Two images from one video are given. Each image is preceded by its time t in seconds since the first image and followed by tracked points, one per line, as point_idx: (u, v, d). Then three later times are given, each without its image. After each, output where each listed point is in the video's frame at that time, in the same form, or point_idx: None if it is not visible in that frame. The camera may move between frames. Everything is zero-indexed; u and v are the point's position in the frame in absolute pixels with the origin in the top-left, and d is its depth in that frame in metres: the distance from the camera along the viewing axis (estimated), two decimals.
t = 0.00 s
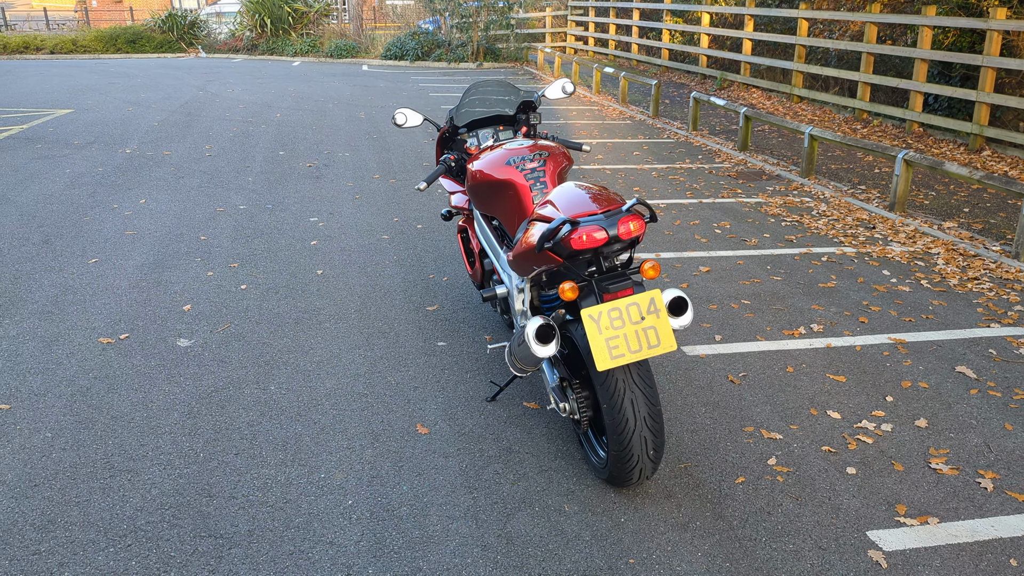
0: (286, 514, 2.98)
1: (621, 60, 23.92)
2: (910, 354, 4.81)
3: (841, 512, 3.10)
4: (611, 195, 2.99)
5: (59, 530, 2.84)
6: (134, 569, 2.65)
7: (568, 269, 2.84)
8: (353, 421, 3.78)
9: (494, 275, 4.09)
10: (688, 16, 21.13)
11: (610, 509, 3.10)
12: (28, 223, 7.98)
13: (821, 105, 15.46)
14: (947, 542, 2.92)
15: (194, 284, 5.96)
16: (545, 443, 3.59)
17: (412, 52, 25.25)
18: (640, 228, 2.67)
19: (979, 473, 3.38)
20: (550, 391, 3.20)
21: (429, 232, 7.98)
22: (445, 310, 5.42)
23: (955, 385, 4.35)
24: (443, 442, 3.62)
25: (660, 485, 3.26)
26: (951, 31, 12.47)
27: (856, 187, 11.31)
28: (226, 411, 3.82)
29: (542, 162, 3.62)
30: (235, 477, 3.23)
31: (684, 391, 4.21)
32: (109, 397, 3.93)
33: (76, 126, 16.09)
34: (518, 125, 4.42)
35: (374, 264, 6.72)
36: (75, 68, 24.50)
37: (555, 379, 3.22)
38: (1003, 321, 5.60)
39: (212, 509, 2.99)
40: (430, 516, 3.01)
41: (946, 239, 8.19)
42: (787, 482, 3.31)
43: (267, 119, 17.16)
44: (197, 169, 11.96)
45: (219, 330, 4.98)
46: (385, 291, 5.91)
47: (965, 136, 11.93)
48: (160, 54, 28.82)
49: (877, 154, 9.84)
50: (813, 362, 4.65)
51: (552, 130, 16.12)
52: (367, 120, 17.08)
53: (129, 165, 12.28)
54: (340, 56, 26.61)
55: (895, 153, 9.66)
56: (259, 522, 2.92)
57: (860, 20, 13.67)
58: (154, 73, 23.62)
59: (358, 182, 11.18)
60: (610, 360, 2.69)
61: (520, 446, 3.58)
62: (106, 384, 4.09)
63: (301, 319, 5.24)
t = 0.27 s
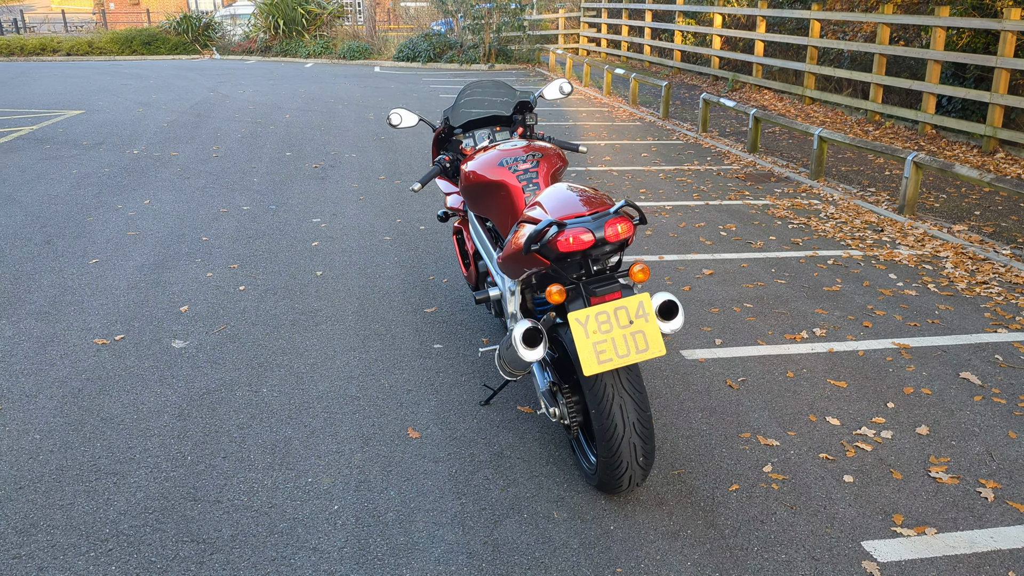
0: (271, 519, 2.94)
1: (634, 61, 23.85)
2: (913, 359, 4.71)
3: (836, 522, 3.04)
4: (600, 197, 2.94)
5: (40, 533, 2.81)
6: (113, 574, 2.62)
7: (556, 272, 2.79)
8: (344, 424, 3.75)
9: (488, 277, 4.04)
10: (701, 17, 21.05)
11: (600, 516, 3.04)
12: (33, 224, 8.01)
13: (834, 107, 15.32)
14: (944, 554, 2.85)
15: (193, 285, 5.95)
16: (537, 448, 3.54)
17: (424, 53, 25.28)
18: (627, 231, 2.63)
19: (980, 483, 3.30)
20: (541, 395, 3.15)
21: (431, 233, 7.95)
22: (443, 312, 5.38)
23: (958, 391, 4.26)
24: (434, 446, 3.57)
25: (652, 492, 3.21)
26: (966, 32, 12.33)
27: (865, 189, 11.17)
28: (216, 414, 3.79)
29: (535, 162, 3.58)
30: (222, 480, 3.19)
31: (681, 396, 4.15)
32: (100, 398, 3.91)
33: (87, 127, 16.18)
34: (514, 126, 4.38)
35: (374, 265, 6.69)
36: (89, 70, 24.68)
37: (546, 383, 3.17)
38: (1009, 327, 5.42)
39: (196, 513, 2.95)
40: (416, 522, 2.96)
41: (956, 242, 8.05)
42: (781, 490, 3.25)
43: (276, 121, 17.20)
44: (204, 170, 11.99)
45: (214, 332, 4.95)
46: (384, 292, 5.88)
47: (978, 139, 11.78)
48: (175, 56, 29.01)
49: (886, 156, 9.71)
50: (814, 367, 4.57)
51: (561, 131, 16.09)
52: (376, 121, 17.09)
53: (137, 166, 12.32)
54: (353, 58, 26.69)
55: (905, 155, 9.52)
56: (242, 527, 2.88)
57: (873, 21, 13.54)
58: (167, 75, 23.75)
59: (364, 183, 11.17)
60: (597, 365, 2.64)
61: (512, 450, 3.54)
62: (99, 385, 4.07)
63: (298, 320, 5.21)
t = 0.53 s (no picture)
0: (252, 528, 2.90)
1: (646, 64, 23.79)
2: (914, 368, 4.61)
3: (826, 535, 2.98)
4: (586, 204, 2.90)
5: (19, 541, 2.78)
6: None
7: (540, 279, 2.74)
8: (333, 431, 3.71)
9: (480, 283, 3.99)
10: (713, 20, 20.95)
11: (586, 526, 3.00)
12: (36, 226, 8.04)
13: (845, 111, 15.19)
14: (936, 570, 2.78)
15: (191, 289, 5.95)
16: (526, 457, 3.50)
17: (436, 56, 25.30)
18: (612, 238, 2.58)
19: (977, 496, 3.23)
20: (528, 403, 3.11)
21: (432, 236, 7.92)
22: (439, 317, 5.34)
23: (959, 401, 4.17)
24: (423, 454, 3.53)
25: (640, 503, 3.16)
26: (979, 36, 12.19)
27: (873, 194, 11.02)
28: (205, 420, 3.77)
29: (525, 166, 3.54)
30: (206, 488, 3.16)
31: (675, 404, 4.09)
32: (90, 403, 3.90)
33: (96, 129, 16.28)
34: (508, 130, 4.34)
35: (373, 269, 6.66)
36: (103, 72, 24.87)
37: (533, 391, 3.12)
38: (1013, 335, 5.26)
39: (177, 521, 2.92)
40: (398, 531, 2.92)
41: (964, 248, 7.91)
42: (772, 502, 3.19)
43: (285, 123, 17.24)
44: (210, 173, 12.02)
45: (209, 336, 4.94)
46: (381, 296, 5.85)
47: (990, 143, 11.64)
48: (190, 58, 29.19)
49: (894, 160, 9.57)
50: (812, 375, 4.50)
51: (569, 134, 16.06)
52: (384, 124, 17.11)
53: (143, 168, 12.36)
54: (366, 61, 26.76)
55: (913, 159, 9.37)
56: (223, 536, 2.85)
57: (884, 24, 13.43)
58: (179, 77, 23.87)
59: (368, 186, 11.16)
60: (581, 374, 2.58)
61: (500, 459, 3.49)
62: (89, 390, 4.06)
63: (293, 325, 5.19)
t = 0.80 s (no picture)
0: (237, 536, 2.87)
1: (659, 69, 23.73)
2: (916, 378, 4.52)
3: (818, 549, 2.92)
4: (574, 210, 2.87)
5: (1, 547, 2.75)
6: None
7: (526, 286, 2.71)
8: (323, 438, 3.68)
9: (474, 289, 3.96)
10: (726, 25, 20.87)
11: (574, 537, 2.96)
12: (41, 229, 8.07)
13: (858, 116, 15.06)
14: None
15: (191, 293, 5.95)
16: (516, 466, 3.46)
17: (448, 60, 25.35)
18: (597, 245, 2.55)
19: (974, 510, 3.16)
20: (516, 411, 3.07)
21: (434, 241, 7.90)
22: (437, 323, 5.31)
23: (961, 412, 4.09)
24: (412, 461, 3.50)
25: (629, 514, 3.11)
26: (993, 40, 12.06)
27: (883, 200, 10.87)
28: (196, 425, 3.74)
29: (517, 172, 3.52)
30: (193, 494, 3.13)
31: (671, 414, 4.04)
32: (82, 407, 3.88)
33: (107, 132, 16.38)
34: (504, 135, 4.31)
35: (374, 273, 6.64)
36: (117, 75, 25.07)
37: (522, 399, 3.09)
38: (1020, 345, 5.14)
39: (161, 528, 2.89)
40: (384, 541, 2.89)
41: (973, 256, 7.79)
42: (765, 514, 3.14)
43: (295, 127, 17.29)
44: (218, 176, 12.06)
45: (205, 340, 4.93)
46: (380, 302, 5.82)
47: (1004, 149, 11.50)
48: (205, 62, 29.38)
49: (903, 166, 9.45)
50: (811, 384, 4.43)
51: (577, 138, 16.04)
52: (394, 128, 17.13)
53: (151, 172, 12.42)
54: (379, 65, 26.85)
55: (922, 166, 9.24)
56: (206, 543, 2.82)
57: (897, 28, 13.31)
58: (193, 81, 24.02)
59: (374, 190, 11.16)
60: (565, 383, 2.55)
61: (491, 468, 3.46)
62: (82, 393, 4.04)
63: (290, 330, 5.17)
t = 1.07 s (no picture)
0: (227, 536, 2.87)
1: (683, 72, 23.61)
2: (925, 387, 4.42)
3: (812, 560, 2.88)
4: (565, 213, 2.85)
5: None
6: None
7: (515, 290, 2.69)
8: (321, 439, 3.69)
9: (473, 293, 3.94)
10: (752, 27, 20.71)
11: (564, 544, 2.93)
12: (59, 228, 8.20)
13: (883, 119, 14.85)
14: None
15: (201, 293, 6.00)
16: (511, 470, 3.44)
17: (472, 62, 25.43)
18: (587, 250, 2.54)
19: (977, 523, 3.09)
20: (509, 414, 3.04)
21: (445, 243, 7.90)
22: (442, 325, 5.31)
23: (969, 422, 3.99)
24: (407, 464, 3.49)
25: (623, 522, 3.08)
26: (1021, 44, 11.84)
27: (903, 205, 10.66)
28: (195, 425, 3.76)
29: (514, 175, 3.50)
30: (187, 493, 3.14)
31: (671, 420, 4.00)
32: (85, 405, 3.91)
33: (131, 133, 16.61)
34: (507, 137, 4.30)
35: (383, 275, 6.66)
36: (146, 77, 25.45)
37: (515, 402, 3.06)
38: None
39: (154, 527, 2.90)
40: (373, 543, 2.87)
41: (993, 263, 7.62)
42: (761, 523, 3.09)
43: (315, 128, 17.42)
44: (236, 177, 12.17)
45: (210, 340, 4.96)
46: (387, 303, 5.83)
47: None
48: (233, 63, 29.71)
49: (923, 171, 9.28)
50: (817, 392, 4.36)
51: (596, 141, 16.00)
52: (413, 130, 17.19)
53: (171, 172, 12.56)
54: (403, 67, 27.00)
55: (942, 170, 9.07)
56: (196, 543, 2.82)
57: (923, 31, 13.11)
58: (219, 82, 24.30)
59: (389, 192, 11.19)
60: (552, 388, 2.53)
61: (486, 471, 3.43)
62: (86, 391, 4.09)
63: (295, 331, 5.19)
